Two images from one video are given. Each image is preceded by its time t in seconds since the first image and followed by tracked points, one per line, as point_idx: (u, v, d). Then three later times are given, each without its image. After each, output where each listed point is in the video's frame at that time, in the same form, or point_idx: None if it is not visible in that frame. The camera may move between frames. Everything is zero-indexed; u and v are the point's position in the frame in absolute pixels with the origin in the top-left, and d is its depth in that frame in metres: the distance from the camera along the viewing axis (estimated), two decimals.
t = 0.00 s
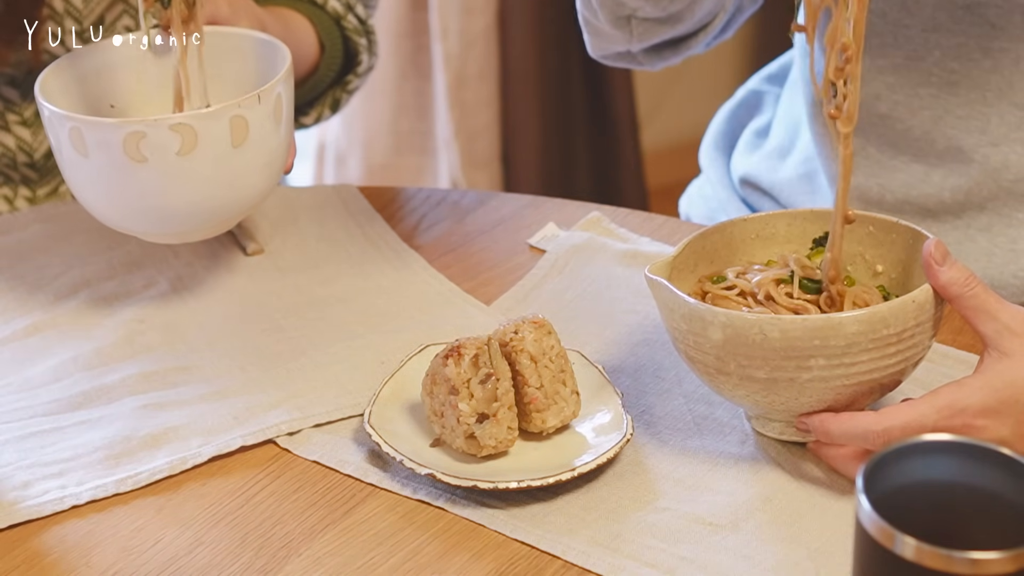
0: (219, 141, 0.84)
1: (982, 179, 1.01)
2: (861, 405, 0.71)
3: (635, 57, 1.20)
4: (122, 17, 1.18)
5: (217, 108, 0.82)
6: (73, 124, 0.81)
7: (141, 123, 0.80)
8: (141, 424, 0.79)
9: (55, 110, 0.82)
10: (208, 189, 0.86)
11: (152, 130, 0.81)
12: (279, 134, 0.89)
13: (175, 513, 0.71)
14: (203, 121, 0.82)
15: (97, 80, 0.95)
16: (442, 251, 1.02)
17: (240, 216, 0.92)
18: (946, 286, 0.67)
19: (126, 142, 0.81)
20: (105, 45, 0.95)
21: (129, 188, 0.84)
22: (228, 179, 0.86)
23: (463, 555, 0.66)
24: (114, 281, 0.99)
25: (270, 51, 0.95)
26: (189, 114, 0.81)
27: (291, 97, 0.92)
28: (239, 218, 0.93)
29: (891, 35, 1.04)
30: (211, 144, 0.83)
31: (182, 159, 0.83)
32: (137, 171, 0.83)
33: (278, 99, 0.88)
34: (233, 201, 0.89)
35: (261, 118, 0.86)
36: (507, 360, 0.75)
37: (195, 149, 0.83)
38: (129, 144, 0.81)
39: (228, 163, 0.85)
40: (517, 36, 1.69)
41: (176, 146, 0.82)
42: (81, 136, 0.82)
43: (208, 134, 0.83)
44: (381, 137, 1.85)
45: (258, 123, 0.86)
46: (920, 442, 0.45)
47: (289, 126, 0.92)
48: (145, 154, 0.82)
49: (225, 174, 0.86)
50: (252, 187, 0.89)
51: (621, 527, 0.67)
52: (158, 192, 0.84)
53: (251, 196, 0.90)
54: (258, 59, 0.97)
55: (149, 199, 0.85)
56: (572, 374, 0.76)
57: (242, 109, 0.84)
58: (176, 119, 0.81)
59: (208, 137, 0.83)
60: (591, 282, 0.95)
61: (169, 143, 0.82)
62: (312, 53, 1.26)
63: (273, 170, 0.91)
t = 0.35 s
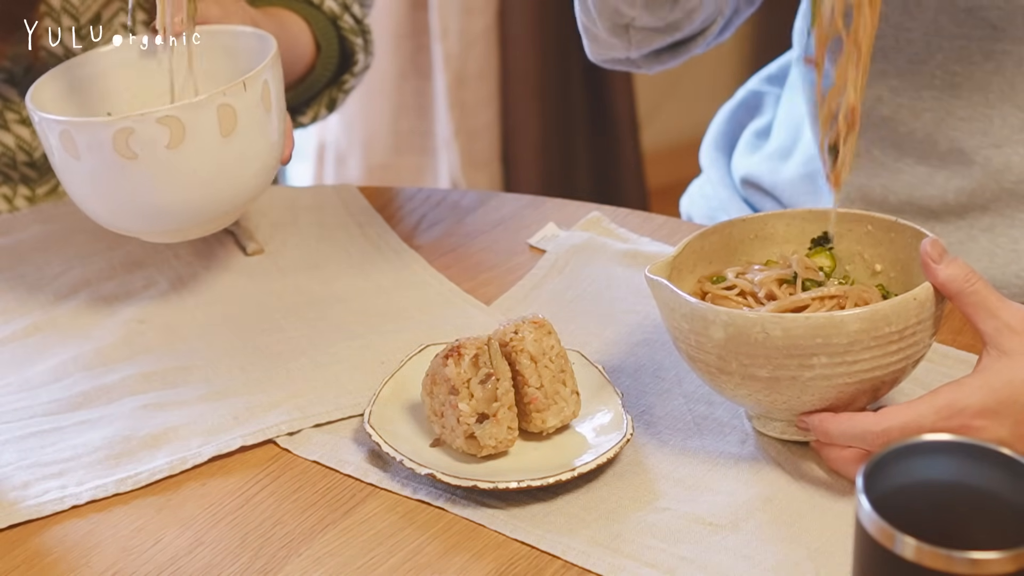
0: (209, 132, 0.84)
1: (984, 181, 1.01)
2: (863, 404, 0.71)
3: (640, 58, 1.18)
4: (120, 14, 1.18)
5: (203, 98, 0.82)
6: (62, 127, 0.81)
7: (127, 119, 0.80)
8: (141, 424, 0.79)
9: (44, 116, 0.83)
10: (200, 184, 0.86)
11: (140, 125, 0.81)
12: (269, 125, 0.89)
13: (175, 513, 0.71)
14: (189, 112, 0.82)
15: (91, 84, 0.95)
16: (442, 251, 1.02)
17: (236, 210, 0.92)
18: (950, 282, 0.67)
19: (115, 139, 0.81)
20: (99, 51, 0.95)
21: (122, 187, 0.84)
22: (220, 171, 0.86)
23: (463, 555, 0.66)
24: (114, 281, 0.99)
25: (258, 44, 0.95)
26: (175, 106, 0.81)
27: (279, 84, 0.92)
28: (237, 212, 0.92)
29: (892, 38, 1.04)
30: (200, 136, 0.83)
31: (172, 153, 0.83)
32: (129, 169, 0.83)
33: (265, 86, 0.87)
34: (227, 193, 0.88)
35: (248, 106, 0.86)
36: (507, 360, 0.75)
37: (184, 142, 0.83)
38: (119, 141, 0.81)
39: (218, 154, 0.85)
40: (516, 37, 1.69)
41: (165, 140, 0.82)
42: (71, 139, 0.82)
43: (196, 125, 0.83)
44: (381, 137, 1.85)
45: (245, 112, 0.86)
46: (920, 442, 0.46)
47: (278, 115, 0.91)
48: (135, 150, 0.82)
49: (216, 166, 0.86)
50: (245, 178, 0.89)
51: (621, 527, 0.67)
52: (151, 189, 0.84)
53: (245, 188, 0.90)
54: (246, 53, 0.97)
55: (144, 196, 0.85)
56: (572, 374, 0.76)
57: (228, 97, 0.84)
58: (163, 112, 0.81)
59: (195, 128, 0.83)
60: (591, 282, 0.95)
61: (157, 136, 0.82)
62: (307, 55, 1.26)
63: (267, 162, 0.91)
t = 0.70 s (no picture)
0: (222, 129, 0.84)
1: (980, 201, 1.00)
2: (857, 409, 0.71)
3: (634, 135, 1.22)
4: (121, 14, 1.18)
5: (219, 95, 0.82)
6: (75, 119, 0.81)
7: (142, 113, 0.80)
8: (141, 424, 0.79)
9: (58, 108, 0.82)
10: (211, 181, 0.86)
11: (154, 119, 0.81)
12: (281, 124, 0.89)
13: (175, 513, 0.71)
14: (205, 109, 0.82)
15: (102, 81, 0.95)
16: (442, 251, 1.02)
17: (245, 208, 0.92)
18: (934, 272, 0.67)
19: (129, 133, 0.81)
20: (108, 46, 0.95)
21: (132, 181, 0.84)
22: (230, 169, 0.86)
23: (463, 555, 0.66)
24: (114, 281, 0.99)
25: (267, 42, 0.95)
26: (191, 102, 0.81)
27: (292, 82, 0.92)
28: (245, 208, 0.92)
29: (890, 70, 1.04)
30: (214, 133, 0.83)
31: (185, 149, 0.83)
32: (141, 163, 0.83)
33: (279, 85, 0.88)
34: (237, 190, 0.88)
35: (262, 104, 0.86)
36: (507, 360, 0.75)
37: (197, 138, 0.83)
38: (132, 135, 0.81)
39: (229, 152, 0.85)
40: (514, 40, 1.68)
41: (179, 135, 0.82)
42: (84, 132, 0.82)
43: (210, 122, 0.83)
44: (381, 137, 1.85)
45: (259, 110, 0.86)
46: (920, 442, 0.46)
47: (290, 115, 0.92)
48: (148, 145, 0.82)
49: (227, 164, 0.86)
50: (255, 177, 0.89)
51: (621, 527, 0.67)
52: (161, 184, 0.84)
53: (254, 186, 0.90)
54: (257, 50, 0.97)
55: (153, 192, 0.85)
56: (572, 375, 0.76)
57: (243, 95, 0.84)
58: (178, 108, 0.81)
59: (209, 125, 0.83)
60: (591, 282, 0.95)
61: (171, 132, 0.82)
62: (312, 52, 1.27)
63: (276, 161, 0.91)
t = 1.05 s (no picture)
0: (234, 137, 0.84)
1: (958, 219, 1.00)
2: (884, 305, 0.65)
3: (631, 145, 1.27)
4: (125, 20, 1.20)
5: (233, 103, 0.82)
6: (88, 119, 0.81)
7: (156, 117, 0.80)
8: (141, 424, 0.79)
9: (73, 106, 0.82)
10: (222, 190, 0.86)
11: (168, 124, 0.81)
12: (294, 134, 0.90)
13: (175, 513, 0.71)
14: (219, 116, 0.82)
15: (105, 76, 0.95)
16: (443, 251, 1.02)
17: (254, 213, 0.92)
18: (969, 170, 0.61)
19: (142, 136, 0.81)
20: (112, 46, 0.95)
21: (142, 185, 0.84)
22: (242, 176, 0.87)
23: (463, 555, 0.66)
24: (114, 281, 0.99)
25: (274, 46, 0.95)
26: (205, 109, 0.81)
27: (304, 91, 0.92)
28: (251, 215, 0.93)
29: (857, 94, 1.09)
30: (226, 140, 0.83)
31: (198, 155, 0.83)
32: (151, 167, 0.83)
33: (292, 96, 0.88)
34: (245, 197, 0.89)
35: (276, 115, 0.86)
36: (507, 360, 0.75)
37: (209, 145, 0.83)
38: (145, 138, 0.81)
39: (241, 160, 0.85)
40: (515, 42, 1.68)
41: (191, 141, 0.82)
42: (96, 132, 0.81)
43: (223, 129, 0.83)
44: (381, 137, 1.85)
45: (272, 121, 0.86)
46: (921, 443, 0.46)
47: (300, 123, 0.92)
48: (161, 148, 0.82)
49: (237, 171, 0.86)
50: (265, 185, 0.90)
51: (621, 527, 0.68)
52: (171, 187, 0.84)
53: (263, 193, 0.90)
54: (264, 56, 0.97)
55: (161, 195, 0.85)
56: (572, 375, 0.76)
57: (257, 104, 0.84)
58: (193, 115, 0.81)
59: (223, 132, 0.83)
60: (592, 282, 0.95)
61: (183, 138, 0.82)
62: (313, 58, 1.26)
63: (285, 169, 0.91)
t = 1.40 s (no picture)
0: (203, 115, 0.83)
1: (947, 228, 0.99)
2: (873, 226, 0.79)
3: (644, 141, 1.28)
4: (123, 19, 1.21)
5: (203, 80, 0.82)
6: (60, 88, 0.82)
7: (124, 90, 0.80)
8: (142, 424, 0.79)
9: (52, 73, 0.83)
10: (192, 166, 0.86)
11: (136, 98, 0.81)
12: (272, 113, 0.89)
13: (176, 513, 0.71)
14: (187, 92, 0.82)
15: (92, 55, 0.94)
16: (443, 251, 1.02)
17: (234, 188, 0.92)
18: (995, 91, 0.68)
19: (112, 107, 0.81)
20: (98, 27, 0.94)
21: (114, 158, 0.84)
22: (215, 152, 0.86)
23: (463, 555, 0.66)
24: (114, 281, 0.99)
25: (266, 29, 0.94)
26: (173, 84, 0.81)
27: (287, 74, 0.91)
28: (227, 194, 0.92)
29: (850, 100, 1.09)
30: (195, 117, 0.83)
31: (166, 130, 0.83)
32: (120, 139, 0.83)
33: (269, 78, 0.87)
34: (217, 176, 0.88)
35: (249, 95, 0.85)
36: (507, 360, 0.75)
37: (178, 121, 0.83)
38: (114, 111, 0.81)
39: (212, 139, 0.85)
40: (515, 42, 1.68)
41: (159, 116, 0.82)
42: (68, 101, 0.82)
43: (192, 106, 0.82)
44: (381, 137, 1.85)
45: (245, 101, 0.85)
46: (920, 443, 0.46)
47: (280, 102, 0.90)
48: (130, 120, 0.82)
49: (209, 150, 0.85)
50: (241, 162, 0.89)
51: (621, 527, 0.68)
52: (140, 159, 0.84)
53: (241, 170, 0.90)
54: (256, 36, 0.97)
55: (130, 168, 0.85)
56: (572, 374, 0.76)
57: (228, 84, 0.83)
58: (161, 89, 0.81)
59: (191, 109, 0.83)
60: (591, 282, 0.95)
61: (152, 113, 0.82)
62: (320, 48, 1.27)
63: (262, 147, 0.91)
